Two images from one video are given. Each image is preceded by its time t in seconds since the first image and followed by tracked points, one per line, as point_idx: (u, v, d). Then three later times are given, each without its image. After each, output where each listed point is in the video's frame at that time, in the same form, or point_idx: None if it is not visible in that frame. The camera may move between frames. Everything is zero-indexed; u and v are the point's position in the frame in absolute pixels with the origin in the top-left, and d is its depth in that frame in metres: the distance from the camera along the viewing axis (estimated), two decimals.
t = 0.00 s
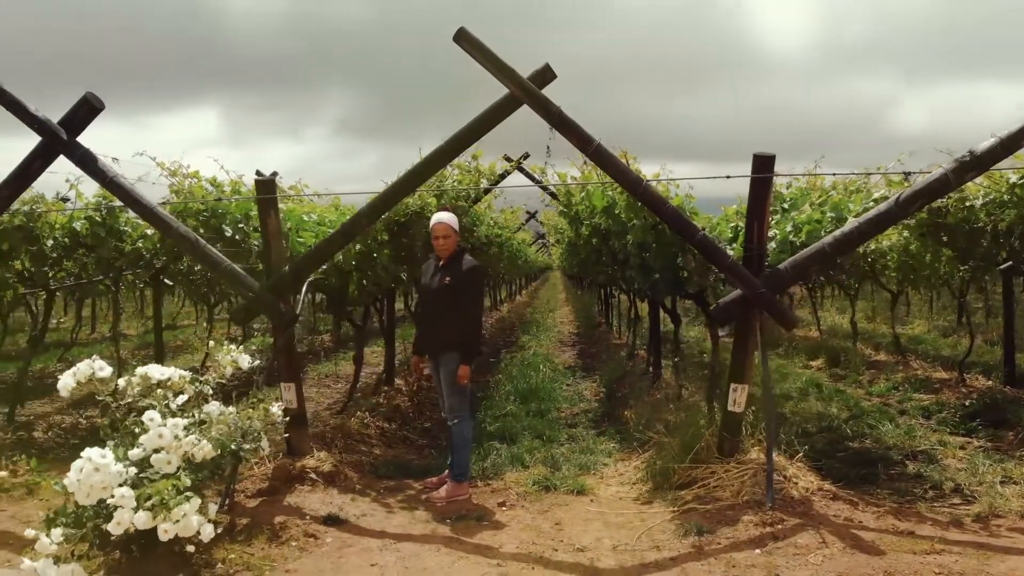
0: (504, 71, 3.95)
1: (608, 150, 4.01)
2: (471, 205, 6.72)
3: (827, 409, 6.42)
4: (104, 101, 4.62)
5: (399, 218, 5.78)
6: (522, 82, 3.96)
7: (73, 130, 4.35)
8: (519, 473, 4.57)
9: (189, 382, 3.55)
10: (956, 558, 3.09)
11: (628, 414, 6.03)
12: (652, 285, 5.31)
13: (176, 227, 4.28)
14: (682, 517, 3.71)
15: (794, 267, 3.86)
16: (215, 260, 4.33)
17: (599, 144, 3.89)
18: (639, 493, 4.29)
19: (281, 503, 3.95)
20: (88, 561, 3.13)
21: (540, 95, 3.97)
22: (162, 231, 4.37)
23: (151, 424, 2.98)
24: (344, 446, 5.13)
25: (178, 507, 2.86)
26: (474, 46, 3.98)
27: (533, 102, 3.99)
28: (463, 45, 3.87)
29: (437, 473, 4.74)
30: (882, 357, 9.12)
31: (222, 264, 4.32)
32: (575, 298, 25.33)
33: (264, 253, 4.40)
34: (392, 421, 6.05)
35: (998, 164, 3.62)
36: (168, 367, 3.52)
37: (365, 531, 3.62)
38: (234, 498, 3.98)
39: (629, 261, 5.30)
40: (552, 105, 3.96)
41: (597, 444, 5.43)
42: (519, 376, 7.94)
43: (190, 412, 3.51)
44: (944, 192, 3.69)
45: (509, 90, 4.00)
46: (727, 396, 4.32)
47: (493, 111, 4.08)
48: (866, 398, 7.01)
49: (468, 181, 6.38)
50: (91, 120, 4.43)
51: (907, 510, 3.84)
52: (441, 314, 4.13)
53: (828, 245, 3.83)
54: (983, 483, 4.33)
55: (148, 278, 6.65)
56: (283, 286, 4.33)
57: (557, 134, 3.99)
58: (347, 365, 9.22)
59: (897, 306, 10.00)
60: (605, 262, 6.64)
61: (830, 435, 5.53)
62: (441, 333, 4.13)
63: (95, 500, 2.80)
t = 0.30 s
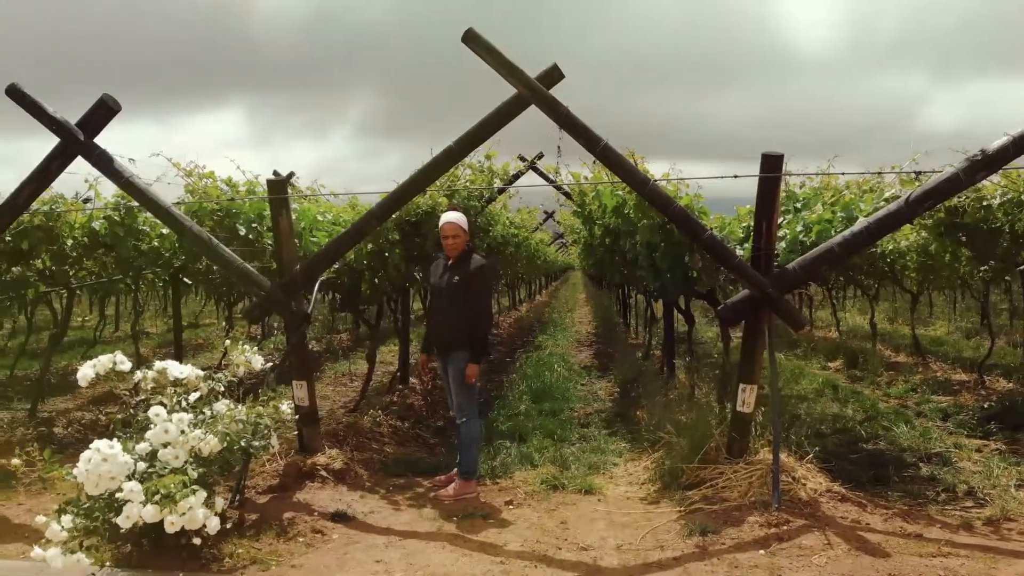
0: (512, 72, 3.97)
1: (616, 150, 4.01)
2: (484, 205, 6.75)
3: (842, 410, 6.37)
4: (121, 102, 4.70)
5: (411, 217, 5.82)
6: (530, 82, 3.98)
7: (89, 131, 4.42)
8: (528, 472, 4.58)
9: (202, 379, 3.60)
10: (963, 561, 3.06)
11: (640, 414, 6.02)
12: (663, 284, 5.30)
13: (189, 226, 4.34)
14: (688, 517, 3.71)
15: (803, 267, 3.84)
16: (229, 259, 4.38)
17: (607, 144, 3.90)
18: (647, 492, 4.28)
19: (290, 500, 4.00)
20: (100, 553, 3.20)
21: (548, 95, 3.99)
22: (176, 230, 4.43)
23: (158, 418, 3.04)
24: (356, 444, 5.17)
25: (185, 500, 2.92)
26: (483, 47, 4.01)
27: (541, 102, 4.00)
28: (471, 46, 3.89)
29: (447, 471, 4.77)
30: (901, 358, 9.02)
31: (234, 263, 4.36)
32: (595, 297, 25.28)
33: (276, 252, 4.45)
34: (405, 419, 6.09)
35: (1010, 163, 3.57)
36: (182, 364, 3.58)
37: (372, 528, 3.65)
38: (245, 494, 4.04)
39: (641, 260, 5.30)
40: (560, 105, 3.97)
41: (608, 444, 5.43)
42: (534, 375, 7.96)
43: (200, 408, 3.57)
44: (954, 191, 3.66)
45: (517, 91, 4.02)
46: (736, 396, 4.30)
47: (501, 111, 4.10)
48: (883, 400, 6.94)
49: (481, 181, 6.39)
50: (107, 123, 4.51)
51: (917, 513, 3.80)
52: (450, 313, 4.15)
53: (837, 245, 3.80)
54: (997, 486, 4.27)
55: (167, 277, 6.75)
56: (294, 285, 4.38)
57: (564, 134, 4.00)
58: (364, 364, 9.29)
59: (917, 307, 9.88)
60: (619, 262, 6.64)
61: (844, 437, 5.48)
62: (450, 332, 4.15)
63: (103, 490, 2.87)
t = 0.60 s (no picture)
0: (519, 72, 3.98)
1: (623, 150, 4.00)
2: (498, 205, 6.77)
3: (858, 412, 6.31)
4: (136, 104, 4.79)
5: (423, 217, 5.84)
6: (537, 81, 3.99)
7: (106, 131, 4.51)
8: (537, 471, 4.59)
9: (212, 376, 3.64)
10: (970, 564, 3.02)
11: (653, 414, 6.01)
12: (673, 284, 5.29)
13: (201, 226, 4.40)
14: (694, 518, 3.70)
15: (811, 267, 3.81)
16: (239, 258, 4.43)
17: (614, 143, 3.90)
18: (655, 493, 4.27)
19: (299, 497, 4.04)
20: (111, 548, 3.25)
21: (555, 95, 3.99)
22: (188, 229, 4.49)
23: (167, 415, 3.08)
24: (368, 442, 5.21)
25: (192, 495, 2.96)
26: (490, 47, 4.02)
27: (548, 102, 4.01)
28: (478, 46, 3.90)
29: (456, 470, 4.79)
30: (921, 360, 8.91)
31: (245, 262, 4.41)
32: (615, 298, 25.22)
33: (287, 252, 4.50)
34: (418, 418, 6.13)
35: None
36: (193, 362, 3.62)
37: (379, 525, 3.68)
38: (255, 490, 4.09)
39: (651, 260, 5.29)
40: (567, 104, 3.97)
41: (620, 444, 5.43)
42: (548, 375, 7.96)
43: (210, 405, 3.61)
44: (966, 191, 3.61)
45: (525, 91, 4.03)
46: (746, 397, 4.28)
47: (508, 111, 4.11)
48: (900, 402, 6.87)
49: (493, 181, 6.40)
50: (124, 124, 4.59)
51: (927, 516, 3.76)
52: (459, 312, 4.16)
53: (846, 245, 3.77)
54: (1012, 490, 4.21)
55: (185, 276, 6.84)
56: (304, 284, 4.42)
57: (572, 133, 4.00)
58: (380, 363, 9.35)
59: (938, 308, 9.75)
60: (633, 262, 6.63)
61: (858, 439, 5.43)
62: (459, 331, 4.17)
63: (112, 488, 2.91)
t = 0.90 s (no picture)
0: (526, 70, 3.99)
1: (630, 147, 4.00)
2: (510, 204, 6.79)
3: (874, 414, 6.25)
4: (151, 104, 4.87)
5: (434, 216, 5.87)
6: (544, 80, 4.00)
7: (121, 132, 4.59)
8: (545, 470, 4.60)
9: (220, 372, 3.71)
10: (976, 567, 2.98)
11: (664, 414, 5.99)
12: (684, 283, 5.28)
13: (213, 224, 4.45)
14: (699, 517, 3.69)
15: (819, 266, 3.79)
16: (251, 256, 4.48)
17: (620, 141, 3.90)
18: (662, 492, 4.26)
19: (308, 492, 4.08)
20: (120, 540, 3.30)
21: (561, 93, 4.00)
22: (201, 228, 4.55)
23: (174, 410, 3.14)
24: (379, 439, 5.25)
25: (197, 490, 3.01)
26: (497, 45, 4.03)
27: (555, 100, 4.01)
28: (485, 44, 3.92)
29: (465, 467, 4.81)
30: (942, 361, 8.79)
31: (256, 259, 4.46)
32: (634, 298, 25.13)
33: (297, 250, 4.54)
34: (430, 417, 6.16)
35: None
36: (202, 357, 3.69)
37: (384, 521, 3.70)
38: (265, 486, 4.14)
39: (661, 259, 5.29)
40: (573, 103, 3.98)
41: (630, 443, 5.42)
42: (562, 375, 7.96)
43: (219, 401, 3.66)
44: (978, 189, 3.56)
45: (532, 89, 4.04)
46: (755, 396, 4.25)
47: (515, 109, 4.12)
48: (917, 403, 6.78)
49: (505, 180, 6.41)
50: (139, 124, 4.67)
51: (937, 518, 3.72)
52: (466, 310, 4.13)
53: (854, 244, 3.75)
54: None
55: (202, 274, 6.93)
56: (314, 281, 4.46)
57: (579, 131, 4.01)
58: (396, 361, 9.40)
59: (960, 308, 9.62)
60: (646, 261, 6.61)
61: (872, 440, 5.37)
62: (466, 328, 4.14)
63: (119, 480, 2.99)
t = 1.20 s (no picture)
0: (533, 70, 3.99)
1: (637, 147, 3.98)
2: (523, 204, 6.79)
3: (890, 416, 6.18)
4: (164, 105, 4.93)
5: (444, 216, 5.89)
6: (550, 79, 4.00)
7: (135, 133, 4.65)
8: (553, 469, 4.59)
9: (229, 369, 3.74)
10: (982, 572, 2.94)
11: (675, 414, 5.97)
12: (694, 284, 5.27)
13: (224, 223, 4.49)
14: (705, 519, 3.67)
15: (827, 267, 3.75)
16: (261, 255, 4.52)
17: (626, 141, 3.89)
18: (670, 493, 4.25)
19: (315, 490, 4.12)
20: (128, 536, 3.35)
21: (568, 93, 3.99)
22: (212, 228, 4.61)
23: (179, 406, 3.18)
24: (389, 438, 5.28)
25: (201, 485, 3.05)
26: (504, 45, 4.03)
27: (561, 100, 4.01)
28: (492, 44, 3.92)
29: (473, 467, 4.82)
30: (962, 363, 8.67)
31: (266, 259, 4.50)
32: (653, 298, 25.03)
33: (307, 249, 4.58)
34: (441, 416, 6.18)
35: None
36: (210, 355, 3.73)
37: (389, 519, 3.72)
38: (273, 483, 4.18)
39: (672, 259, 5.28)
40: (579, 102, 3.97)
41: (640, 444, 5.40)
42: (576, 375, 7.96)
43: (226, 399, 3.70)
44: (989, 189, 3.51)
45: (539, 89, 4.04)
46: (764, 396, 4.21)
47: (522, 109, 4.12)
48: (935, 406, 6.70)
49: (517, 180, 6.41)
50: (153, 125, 4.73)
51: (946, 522, 3.67)
52: (472, 309, 4.11)
53: (863, 244, 3.70)
54: None
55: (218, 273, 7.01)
56: (323, 280, 4.50)
57: (585, 131, 4.00)
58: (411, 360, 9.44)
59: (982, 309, 9.47)
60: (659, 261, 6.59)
61: (886, 443, 5.32)
62: (472, 327, 4.11)
63: (125, 476, 3.03)
